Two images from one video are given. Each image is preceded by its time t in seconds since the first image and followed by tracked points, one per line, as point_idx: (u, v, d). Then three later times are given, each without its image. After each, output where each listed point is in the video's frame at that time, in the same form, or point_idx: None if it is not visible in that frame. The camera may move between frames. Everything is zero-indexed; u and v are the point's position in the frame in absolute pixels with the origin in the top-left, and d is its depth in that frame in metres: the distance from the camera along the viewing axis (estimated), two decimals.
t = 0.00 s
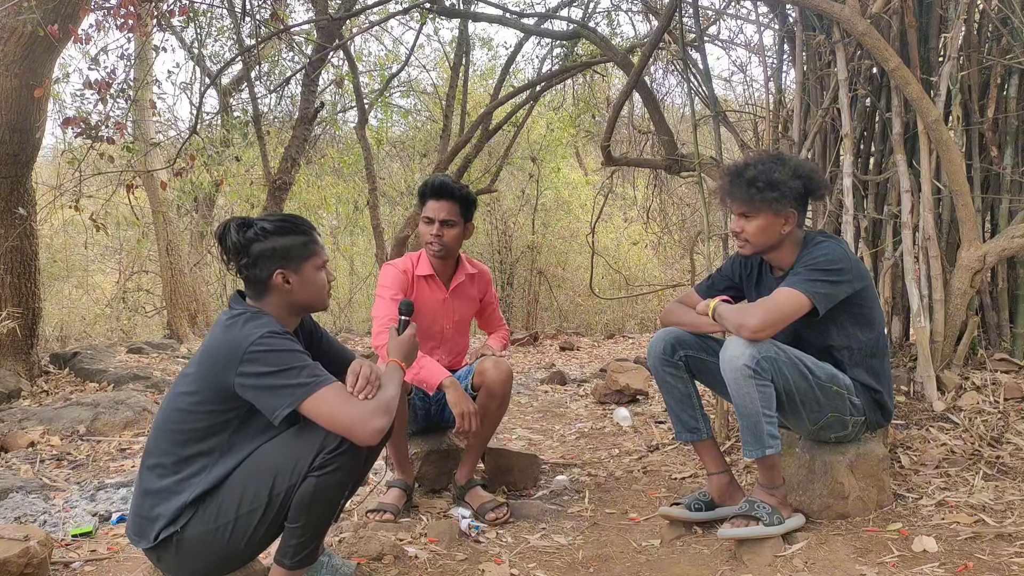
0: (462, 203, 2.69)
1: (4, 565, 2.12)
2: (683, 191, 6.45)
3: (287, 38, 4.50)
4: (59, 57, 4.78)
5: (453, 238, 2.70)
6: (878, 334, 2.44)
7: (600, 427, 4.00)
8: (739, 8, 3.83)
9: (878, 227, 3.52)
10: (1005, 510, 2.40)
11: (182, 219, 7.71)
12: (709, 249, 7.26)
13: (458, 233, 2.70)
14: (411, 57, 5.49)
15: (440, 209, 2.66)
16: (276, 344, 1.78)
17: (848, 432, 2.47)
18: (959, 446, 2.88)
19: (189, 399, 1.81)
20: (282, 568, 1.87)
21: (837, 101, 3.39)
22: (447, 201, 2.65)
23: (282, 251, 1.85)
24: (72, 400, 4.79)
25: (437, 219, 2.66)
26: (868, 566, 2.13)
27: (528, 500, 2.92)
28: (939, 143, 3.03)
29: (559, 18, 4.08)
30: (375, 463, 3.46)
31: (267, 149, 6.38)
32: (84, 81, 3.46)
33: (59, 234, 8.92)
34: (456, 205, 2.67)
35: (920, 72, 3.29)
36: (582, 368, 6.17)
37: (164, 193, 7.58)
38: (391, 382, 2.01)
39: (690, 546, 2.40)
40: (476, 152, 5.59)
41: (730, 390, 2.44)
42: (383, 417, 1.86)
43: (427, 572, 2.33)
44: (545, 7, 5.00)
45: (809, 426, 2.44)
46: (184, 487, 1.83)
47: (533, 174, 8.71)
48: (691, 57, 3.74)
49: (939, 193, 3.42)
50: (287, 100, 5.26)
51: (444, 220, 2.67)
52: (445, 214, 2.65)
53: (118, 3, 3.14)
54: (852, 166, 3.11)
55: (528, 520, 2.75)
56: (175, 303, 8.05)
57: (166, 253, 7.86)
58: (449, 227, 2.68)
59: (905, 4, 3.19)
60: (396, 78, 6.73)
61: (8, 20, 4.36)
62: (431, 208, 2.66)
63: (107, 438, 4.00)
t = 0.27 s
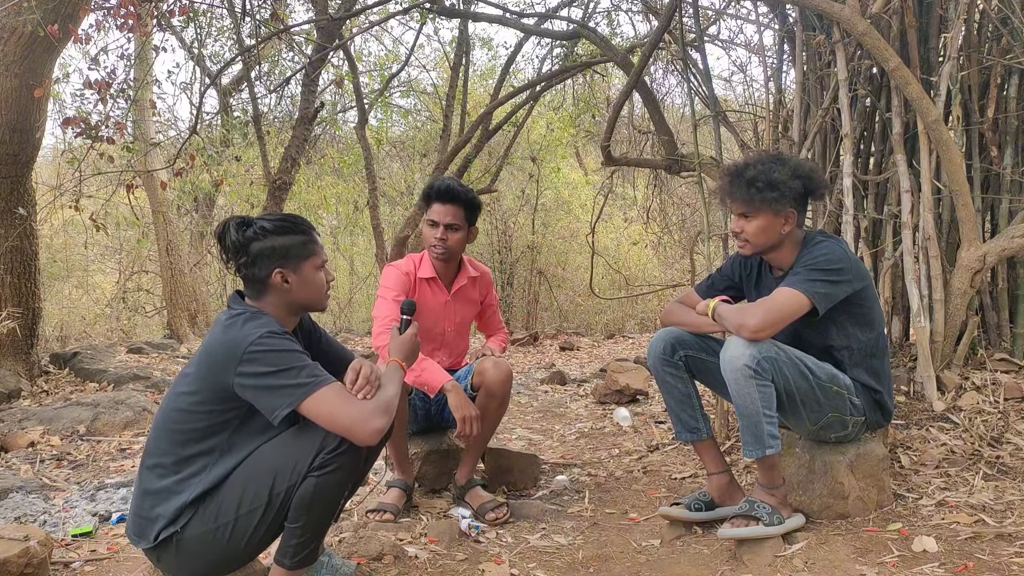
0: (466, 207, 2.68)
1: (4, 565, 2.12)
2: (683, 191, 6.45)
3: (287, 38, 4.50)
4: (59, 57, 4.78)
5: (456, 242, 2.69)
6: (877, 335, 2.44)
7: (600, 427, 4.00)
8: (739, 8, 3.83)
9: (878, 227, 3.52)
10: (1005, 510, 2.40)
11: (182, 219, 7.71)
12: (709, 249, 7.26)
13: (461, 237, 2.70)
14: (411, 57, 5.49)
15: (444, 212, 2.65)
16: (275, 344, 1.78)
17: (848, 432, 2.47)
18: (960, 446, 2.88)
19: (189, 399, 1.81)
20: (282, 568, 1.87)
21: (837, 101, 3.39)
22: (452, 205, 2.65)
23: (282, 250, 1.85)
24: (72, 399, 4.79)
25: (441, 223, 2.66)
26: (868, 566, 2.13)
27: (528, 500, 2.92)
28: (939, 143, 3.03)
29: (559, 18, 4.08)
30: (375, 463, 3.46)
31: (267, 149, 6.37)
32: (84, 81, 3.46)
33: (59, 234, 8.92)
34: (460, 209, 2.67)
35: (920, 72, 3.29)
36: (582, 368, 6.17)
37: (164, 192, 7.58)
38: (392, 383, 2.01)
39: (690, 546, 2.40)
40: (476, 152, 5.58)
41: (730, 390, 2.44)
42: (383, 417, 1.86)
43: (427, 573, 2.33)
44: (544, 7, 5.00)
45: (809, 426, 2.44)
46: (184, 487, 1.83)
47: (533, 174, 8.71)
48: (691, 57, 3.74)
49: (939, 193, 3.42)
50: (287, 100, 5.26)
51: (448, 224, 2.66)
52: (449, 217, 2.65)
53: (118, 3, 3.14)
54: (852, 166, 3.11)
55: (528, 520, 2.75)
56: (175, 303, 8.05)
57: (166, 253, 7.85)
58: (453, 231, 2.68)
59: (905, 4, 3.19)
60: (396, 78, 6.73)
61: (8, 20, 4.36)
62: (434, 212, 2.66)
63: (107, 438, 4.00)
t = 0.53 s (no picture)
0: (469, 210, 2.68)
1: (4, 565, 2.12)
2: (683, 191, 6.45)
3: (287, 38, 4.50)
4: (60, 56, 4.78)
5: (458, 244, 2.70)
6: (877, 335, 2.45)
7: (600, 427, 4.00)
8: (739, 8, 3.83)
9: (878, 227, 3.52)
10: (1005, 510, 2.40)
11: (182, 219, 7.71)
12: (709, 249, 7.26)
13: (464, 239, 2.70)
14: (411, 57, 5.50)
15: (447, 214, 2.65)
16: (275, 344, 1.78)
17: (848, 432, 2.47)
18: (959, 446, 2.88)
19: (188, 399, 1.81)
20: (282, 568, 1.87)
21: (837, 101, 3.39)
22: (455, 207, 2.65)
23: (282, 250, 1.85)
24: (72, 399, 4.79)
25: (444, 224, 2.66)
26: (868, 566, 2.13)
27: (528, 500, 2.92)
28: (939, 143, 3.03)
29: (559, 18, 4.08)
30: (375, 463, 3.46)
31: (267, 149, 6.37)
32: (84, 81, 3.46)
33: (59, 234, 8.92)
34: (463, 211, 2.67)
35: (920, 72, 3.29)
36: (582, 368, 6.17)
37: (164, 192, 7.58)
38: (393, 384, 2.00)
39: (690, 546, 2.40)
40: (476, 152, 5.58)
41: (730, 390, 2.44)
42: (382, 418, 1.85)
43: (427, 573, 2.33)
44: (545, 7, 5.00)
45: (809, 426, 2.44)
46: (183, 487, 1.83)
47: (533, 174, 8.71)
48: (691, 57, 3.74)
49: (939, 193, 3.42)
50: (287, 100, 5.26)
51: (451, 226, 2.67)
52: (451, 219, 2.65)
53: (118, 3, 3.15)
54: (852, 166, 3.11)
55: (528, 520, 2.75)
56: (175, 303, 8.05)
57: (166, 252, 7.85)
58: (456, 234, 2.68)
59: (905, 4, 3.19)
60: (396, 78, 6.73)
61: (8, 20, 4.37)
62: (437, 213, 2.66)
63: (107, 438, 4.00)
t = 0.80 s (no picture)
0: (470, 211, 2.69)
1: (4, 565, 2.12)
2: (683, 191, 6.45)
3: (287, 38, 4.49)
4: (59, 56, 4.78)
5: (459, 245, 2.70)
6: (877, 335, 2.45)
7: (600, 427, 4.00)
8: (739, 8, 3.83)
9: (878, 227, 3.52)
10: (1005, 510, 2.40)
11: (182, 219, 7.70)
12: (709, 249, 7.26)
13: (464, 240, 2.70)
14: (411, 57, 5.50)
15: (448, 216, 2.65)
16: (275, 344, 1.78)
17: (848, 432, 2.47)
18: (959, 446, 2.88)
19: (189, 399, 1.81)
20: (282, 568, 1.87)
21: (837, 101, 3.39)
22: (456, 209, 2.65)
23: (284, 250, 1.86)
24: (72, 399, 4.79)
25: (444, 225, 2.66)
26: (868, 566, 2.13)
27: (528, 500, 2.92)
28: (939, 143, 3.03)
29: (559, 18, 4.08)
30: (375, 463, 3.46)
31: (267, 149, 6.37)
32: (84, 81, 3.46)
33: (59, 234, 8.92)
34: (464, 212, 2.67)
35: (920, 72, 3.29)
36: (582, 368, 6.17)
37: (164, 192, 7.58)
38: (393, 385, 2.00)
39: (690, 546, 2.40)
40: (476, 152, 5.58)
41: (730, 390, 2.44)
42: (382, 418, 1.85)
43: (427, 573, 2.33)
44: (545, 7, 5.00)
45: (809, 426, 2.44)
46: (183, 487, 1.83)
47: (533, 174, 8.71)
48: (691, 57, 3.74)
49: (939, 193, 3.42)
50: (287, 100, 5.26)
51: (451, 228, 2.67)
52: (452, 221, 2.66)
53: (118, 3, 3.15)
54: (852, 166, 3.11)
55: (528, 520, 2.75)
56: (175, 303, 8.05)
57: (166, 252, 7.85)
58: (456, 235, 2.68)
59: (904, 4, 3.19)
60: (396, 78, 6.73)
61: (7, 20, 4.37)
62: (438, 215, 2.66)
63: (107, 438, 4.00)
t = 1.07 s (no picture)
0: (471, 212, 2.68)
1: (4, 565, 2.12)
2: (683, 190, 6.46)
3: (287, 38, 4.49)
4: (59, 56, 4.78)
5: (458, 245, 2.70)
6: (877, 335, 2.45)
7: (600, 427, 4.00)
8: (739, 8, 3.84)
9: (878, 227, 3.52)
10: (1005, 509, 2.40)
11: (182, 219, 7.70)
12: (709, 249, 7.26)
13: (464, 241, 2.70)
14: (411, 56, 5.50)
15: (448, 216, 2.65)
16: (276, 344, 1.78)
17: (848, 432, 2.47)
18: (959, 446, 2.88)
19: (189, 398, 1.81)
20: (281, 568, 1.87)
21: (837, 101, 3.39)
22: (456, 209, 2.65)
23: (290, 252, 1.86)
24: (72, 399, 4.79)
25: (444, 226, 2.66)
26: (868, 566, 2.13)
27: (527, 500, 2.92)
28: (939, 143, 3.03)
29: (559, 18, 4.08)
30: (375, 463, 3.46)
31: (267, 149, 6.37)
32: (84, 81, 3.46)
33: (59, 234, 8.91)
34: (463, 213, 2.67)
35: (920, 72, 3.29)
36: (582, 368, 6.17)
37: (164, 192, 7.58)
38: (393, 385, 2.00)
39: (690, 545, 2.40)
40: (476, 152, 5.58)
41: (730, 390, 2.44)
42: (382, 418, 1.85)
43: (427, 573, 2.33)
44: (544, 7, 5.00)
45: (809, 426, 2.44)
46: (183, 487, 1.83)
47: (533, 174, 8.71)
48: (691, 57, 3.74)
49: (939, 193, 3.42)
50: (287, 100, 5.26)
51: (451, 228, 2.67)
52: (452, 221, 2.65)
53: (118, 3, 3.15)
54: (852, 165, 3.11)
55: (528, 520, 2.75)
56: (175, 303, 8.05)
57: (166, 252, 7.85)
58: (456, 235, 2.68)
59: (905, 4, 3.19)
60: (396, 78, 6.74)
61: (7, 20, 4.37)
62: (438, 215, 2.66)
63: (107, 438, 4.00)
